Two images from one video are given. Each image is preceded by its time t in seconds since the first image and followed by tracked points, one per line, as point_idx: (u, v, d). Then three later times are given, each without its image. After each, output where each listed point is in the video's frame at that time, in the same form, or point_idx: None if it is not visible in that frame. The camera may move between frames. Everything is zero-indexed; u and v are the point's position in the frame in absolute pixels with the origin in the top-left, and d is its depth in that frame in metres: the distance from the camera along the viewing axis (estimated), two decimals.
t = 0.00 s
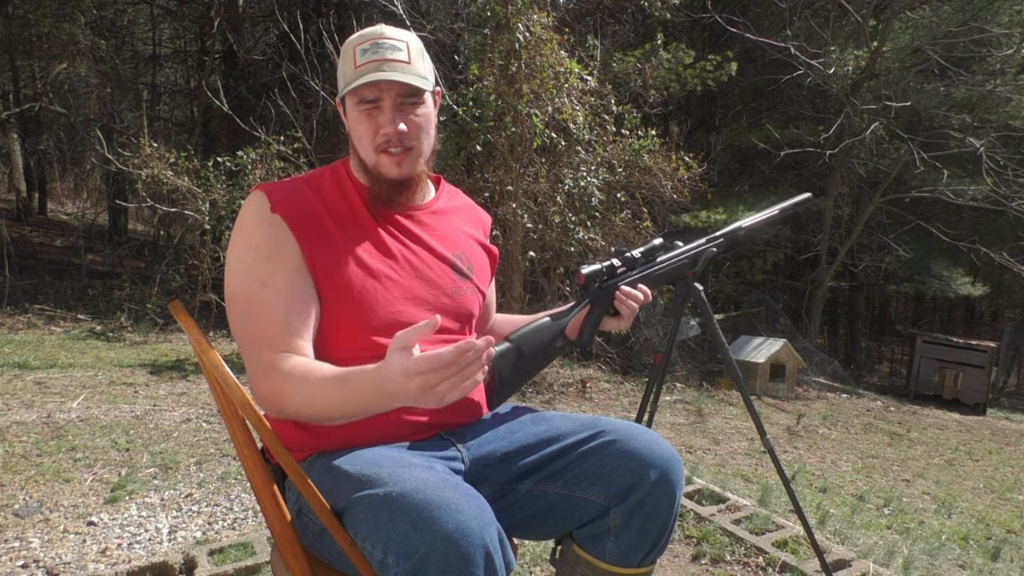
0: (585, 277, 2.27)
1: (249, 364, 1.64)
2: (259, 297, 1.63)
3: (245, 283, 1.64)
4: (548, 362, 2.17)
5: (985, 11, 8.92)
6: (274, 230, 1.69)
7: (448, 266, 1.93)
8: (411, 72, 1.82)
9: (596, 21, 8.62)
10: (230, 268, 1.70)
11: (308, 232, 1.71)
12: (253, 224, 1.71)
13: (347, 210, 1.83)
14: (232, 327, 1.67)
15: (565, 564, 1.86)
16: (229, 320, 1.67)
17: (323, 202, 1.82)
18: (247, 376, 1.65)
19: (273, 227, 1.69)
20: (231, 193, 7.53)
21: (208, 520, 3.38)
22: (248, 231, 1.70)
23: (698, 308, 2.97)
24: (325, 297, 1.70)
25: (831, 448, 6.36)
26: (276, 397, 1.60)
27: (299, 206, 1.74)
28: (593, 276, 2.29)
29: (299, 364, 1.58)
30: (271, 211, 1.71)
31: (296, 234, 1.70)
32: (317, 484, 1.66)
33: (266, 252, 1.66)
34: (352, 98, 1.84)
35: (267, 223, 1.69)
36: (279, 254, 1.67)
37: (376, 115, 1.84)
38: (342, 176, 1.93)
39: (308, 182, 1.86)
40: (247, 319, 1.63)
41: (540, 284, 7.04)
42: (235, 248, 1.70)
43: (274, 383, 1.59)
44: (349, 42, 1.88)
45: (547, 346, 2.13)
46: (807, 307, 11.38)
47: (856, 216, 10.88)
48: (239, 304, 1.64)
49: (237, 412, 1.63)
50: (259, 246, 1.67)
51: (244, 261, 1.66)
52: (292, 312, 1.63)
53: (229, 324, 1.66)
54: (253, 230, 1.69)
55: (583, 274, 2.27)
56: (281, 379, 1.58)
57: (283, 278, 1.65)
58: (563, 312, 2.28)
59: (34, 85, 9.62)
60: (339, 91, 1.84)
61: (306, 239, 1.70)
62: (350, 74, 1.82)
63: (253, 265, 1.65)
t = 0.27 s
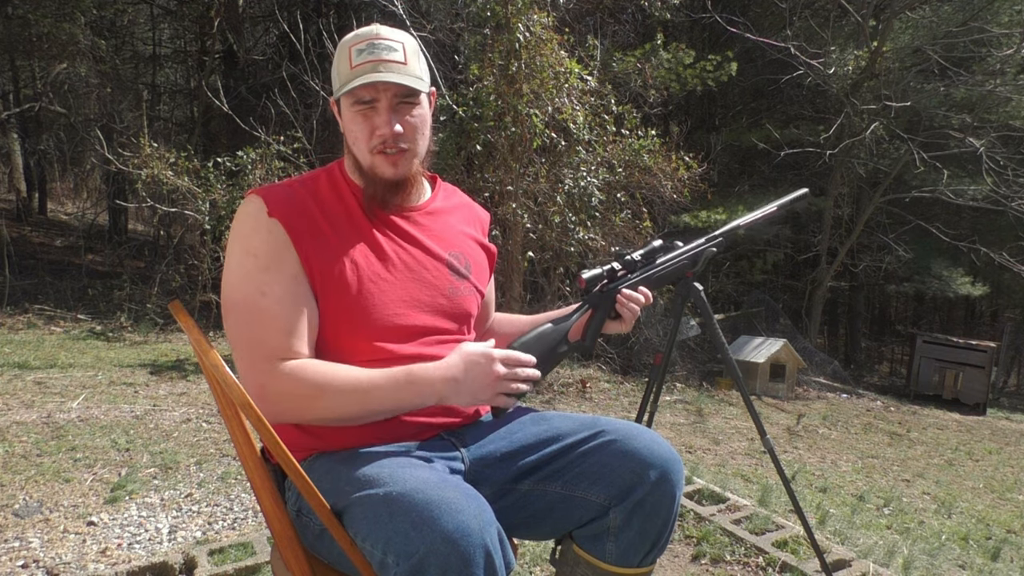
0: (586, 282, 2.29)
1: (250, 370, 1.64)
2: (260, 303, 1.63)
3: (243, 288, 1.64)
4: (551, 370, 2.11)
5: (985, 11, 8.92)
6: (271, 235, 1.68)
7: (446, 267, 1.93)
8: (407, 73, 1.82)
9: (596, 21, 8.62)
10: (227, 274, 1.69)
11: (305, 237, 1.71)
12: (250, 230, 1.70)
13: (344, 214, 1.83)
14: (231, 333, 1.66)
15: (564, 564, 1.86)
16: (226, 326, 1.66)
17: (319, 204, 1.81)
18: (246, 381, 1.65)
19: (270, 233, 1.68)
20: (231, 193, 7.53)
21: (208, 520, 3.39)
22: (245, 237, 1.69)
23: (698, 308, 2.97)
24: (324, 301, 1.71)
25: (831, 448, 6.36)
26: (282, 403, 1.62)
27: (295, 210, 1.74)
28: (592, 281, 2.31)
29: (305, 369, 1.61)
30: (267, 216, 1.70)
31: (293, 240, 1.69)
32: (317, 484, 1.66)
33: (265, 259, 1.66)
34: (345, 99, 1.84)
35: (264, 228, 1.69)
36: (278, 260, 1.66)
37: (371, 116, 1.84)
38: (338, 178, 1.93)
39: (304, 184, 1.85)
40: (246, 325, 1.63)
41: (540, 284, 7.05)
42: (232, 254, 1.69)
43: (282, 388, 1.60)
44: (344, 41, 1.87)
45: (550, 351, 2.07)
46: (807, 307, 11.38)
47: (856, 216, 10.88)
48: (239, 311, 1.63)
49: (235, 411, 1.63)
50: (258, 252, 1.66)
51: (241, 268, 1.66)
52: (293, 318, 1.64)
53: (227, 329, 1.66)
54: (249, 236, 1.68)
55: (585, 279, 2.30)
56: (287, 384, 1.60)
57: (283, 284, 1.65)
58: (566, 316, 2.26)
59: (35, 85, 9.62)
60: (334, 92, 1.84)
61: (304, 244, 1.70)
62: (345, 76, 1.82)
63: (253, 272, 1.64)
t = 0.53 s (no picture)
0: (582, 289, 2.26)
1: (255, 371, 1.62)
2: (269, 303, 1.61)
3: (252, 289, 1.61)
4: (549, 377, 2.13)
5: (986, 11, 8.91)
6: (279, 235, 1.66)
7: (446, 267, 1.94)
8: (406, 71, 1.81)
9: (596, 21, 8.62)
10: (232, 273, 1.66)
11: (311, 237, 1.69)
12: (257, 229, 1.67)
13: (345, 214, 1.82)
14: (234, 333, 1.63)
15: (564, 564, 1.86)
16: (231, 326, 1.64)
17: (321, 203, 1.79)
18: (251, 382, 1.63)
19: (276, 232, 1.66)
20: (231, 193, 7.53)
21: (208, 520, 3.38)
22: (250, 236, 1.66)
23: (698, 308, 2.97)
24: (328, 302, 1.70)
25: (831, 448, 6.36)
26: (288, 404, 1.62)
27: (301, 210, 1.72)
28: (590, 286, 2.29)
29: (317, 370, 1.60)
30: (272, 215, 1.68)
31: (300, 239, 1.68)
32: (317, 484, 1.66)
33: (273, 258, 1.64)
34: (344, 97, 1.83)
35: (271, 228, 1.66)
36: (286, 259, 1.64)
37: (371, 115, 1.84)
38: (336, 177, 1.91)
39: (304, 183, 1.83)
40: (255, 324, 1.60)
41: (540, 285, 7.04)
42: (236, 252, 1.66)
43: (291, 390, 1.60)
44: (342, 40, 1.86)
45: (547, 360, 2.08)
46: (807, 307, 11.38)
47: (856, 216, 10.88)
48: (246, 310, 1.61)
49: (235, 410, 1.62)
50: (265, 251, 1.64)
51: (248, 267, 1.63)
52: (300, 319, 1.63)
53: (232, 329, 1.63)
54: (255, 235, 1.66)
55: (581, 286, 2.26)
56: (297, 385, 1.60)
57: (291, 284, 1.63)
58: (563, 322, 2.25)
59: (35, 85, 9.63)
60: (333, 89, 1.83)
61: (311, 244, 1.69)
62: (345, 73, 1.81)
63: (261, 271, 1.62)
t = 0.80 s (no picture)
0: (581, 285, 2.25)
1: (258, 374, 1.63)
2: (269, 308, 1.62)
3: (254, 293, 1.62)
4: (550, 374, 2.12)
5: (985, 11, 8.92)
6: (279, 239, 1.66)
7: (447, 267, 1.94)
8: (423, 71, 1.83)
9: (596, 21, 8.61)
10: (232, 278, 1.66)
11: (312, 240, 1.69)
12: (256, 233, 1.67)
13: (346, 215, 1.82)
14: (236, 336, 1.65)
15: (564, 564, 1.86)
16: (233, 328, 1.65)
17: (321, 205, 1.79)
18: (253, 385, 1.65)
19: (276, 236, 1.66)
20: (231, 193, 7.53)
21: (208, 520, 3.38)
22: (250, 241, 1.66)
23: (698, 308, 2.97)
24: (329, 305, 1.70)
25: (831, 448, 6.36)
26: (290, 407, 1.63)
27: (301, 213, 1.71)
28: (590, 283, 2.29)
29: (319, 374, 1.61)
30: (272, 219, 1.68)
31: (301, 243, 1.68)
32: (317, 485, 1.66)
33: (274, 263, 1.64)
34: (357, 95, 1.83)
35: (271, 232, 1.66)
36: (286, 264, 1.65)
37: (381, 113, 1.83)
38: (338, 178, 1.90)
39: (304, 185, 1.83)
40: (256, 329, 1.62)
41: (540, 285, 7.03)
42: (237, 257, 1.66)
43: (292, 393, 1.61)
44: (355, 39, 1.86)
45: (548, 356, 2.08)
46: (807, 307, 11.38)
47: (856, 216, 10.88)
48: (248, 315, 1.62)
49: (234, 409, 1.63)
50: (265, 256, 1.64)
51: (249, 272, 1.64)
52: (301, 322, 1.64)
53: (235, 332, 1.65)
54: (255, 240, 1.66)
55: (580, 282, 2.25)
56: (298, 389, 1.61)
57: (292, 287, 1.64)
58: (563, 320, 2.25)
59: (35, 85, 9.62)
60: (349, 86, 1.82)
61: (311, 247, 1.69)
62: (359, 70, 1.81)
63: (261, 276, 1.63)
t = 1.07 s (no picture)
0: (570, 294, 2.26)
1: (281, 394, 1.59)
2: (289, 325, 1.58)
3: (273, 311, 1.59)
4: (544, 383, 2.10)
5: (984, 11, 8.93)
6: (297, 251, 1.63)
7: (457, 275, 1.95)
8: (432, 82, 1.81)
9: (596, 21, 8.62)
10: (250, 295, 1.62)
11: (330, 254, 1.67)
12: (275, 249, 1.63)
13: (359, 225, 1.80)
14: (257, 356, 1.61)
15: (564, 564, 1.86)
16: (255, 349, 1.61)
17: (336, 216, 1.77)
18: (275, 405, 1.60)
19: (295, 251, 1.63)
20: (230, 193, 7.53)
21: (208, 520, 3.38)
22: (268, 256, 1.62)
23: (698, 308, 2.97)
24: (348, 318, 1.68)
25: (831, 448, 6.36)
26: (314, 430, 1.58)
27: (317, 224, 1.69)
28: (577, 292, 2.29)
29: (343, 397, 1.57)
30: (289, 233, 1.65)
31: (319, 257, 1.65)
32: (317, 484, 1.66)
33: (294, 279, 1.61)
34: (366, 101, 1.83)
35: (288, 245, 1.63)
36: (307, 279, 1.62)
37: (389, 121, 1.83)
38: (348, 186, 1.89)
39: (318, 196, 1.80)
40: (278, 347, 1.58)
41: (540, 284, 7.03)
42: (254, 273, 1.62)
43: (315, 415, 1.56)
44: (371, 43, 1.85)
45: (540, 365, 2.06)
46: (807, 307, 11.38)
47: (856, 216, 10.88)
48: (270, 333, 1.58)
49: (237, 411, 1.63)
50: (284, 272, 1.61)
51: (268, 289, 1.60)
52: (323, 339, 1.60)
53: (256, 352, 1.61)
54: (273, 255, 1.62)
55: (568, 291, 2.26)
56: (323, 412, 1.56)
57: (313, 302, 1.61)
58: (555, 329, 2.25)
59: (35, 85, 9.62)
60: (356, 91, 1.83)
61: (330, 262, 1.66)
62: (368, 78, 1.80)
63: (281, 293, 1.59)
